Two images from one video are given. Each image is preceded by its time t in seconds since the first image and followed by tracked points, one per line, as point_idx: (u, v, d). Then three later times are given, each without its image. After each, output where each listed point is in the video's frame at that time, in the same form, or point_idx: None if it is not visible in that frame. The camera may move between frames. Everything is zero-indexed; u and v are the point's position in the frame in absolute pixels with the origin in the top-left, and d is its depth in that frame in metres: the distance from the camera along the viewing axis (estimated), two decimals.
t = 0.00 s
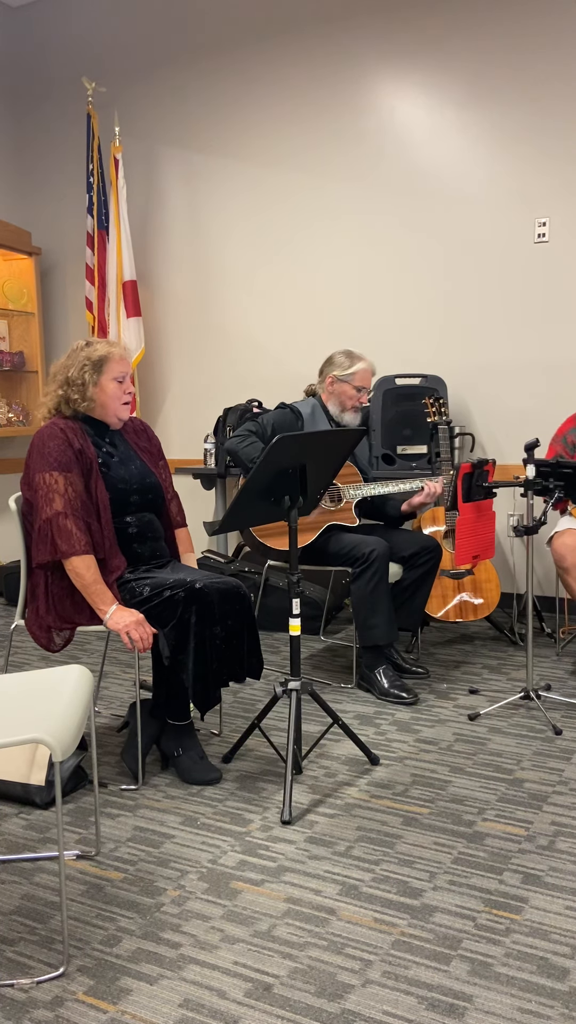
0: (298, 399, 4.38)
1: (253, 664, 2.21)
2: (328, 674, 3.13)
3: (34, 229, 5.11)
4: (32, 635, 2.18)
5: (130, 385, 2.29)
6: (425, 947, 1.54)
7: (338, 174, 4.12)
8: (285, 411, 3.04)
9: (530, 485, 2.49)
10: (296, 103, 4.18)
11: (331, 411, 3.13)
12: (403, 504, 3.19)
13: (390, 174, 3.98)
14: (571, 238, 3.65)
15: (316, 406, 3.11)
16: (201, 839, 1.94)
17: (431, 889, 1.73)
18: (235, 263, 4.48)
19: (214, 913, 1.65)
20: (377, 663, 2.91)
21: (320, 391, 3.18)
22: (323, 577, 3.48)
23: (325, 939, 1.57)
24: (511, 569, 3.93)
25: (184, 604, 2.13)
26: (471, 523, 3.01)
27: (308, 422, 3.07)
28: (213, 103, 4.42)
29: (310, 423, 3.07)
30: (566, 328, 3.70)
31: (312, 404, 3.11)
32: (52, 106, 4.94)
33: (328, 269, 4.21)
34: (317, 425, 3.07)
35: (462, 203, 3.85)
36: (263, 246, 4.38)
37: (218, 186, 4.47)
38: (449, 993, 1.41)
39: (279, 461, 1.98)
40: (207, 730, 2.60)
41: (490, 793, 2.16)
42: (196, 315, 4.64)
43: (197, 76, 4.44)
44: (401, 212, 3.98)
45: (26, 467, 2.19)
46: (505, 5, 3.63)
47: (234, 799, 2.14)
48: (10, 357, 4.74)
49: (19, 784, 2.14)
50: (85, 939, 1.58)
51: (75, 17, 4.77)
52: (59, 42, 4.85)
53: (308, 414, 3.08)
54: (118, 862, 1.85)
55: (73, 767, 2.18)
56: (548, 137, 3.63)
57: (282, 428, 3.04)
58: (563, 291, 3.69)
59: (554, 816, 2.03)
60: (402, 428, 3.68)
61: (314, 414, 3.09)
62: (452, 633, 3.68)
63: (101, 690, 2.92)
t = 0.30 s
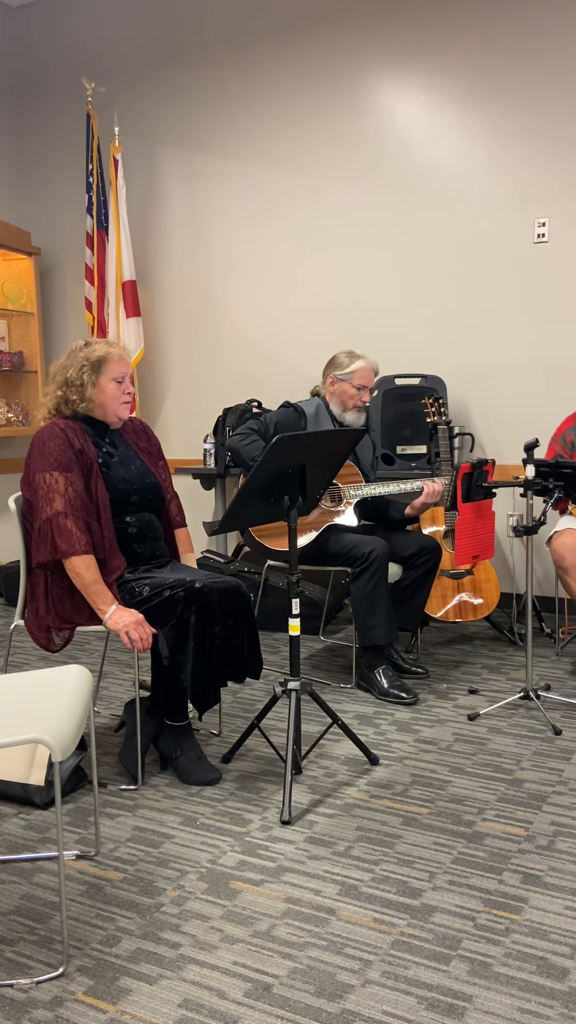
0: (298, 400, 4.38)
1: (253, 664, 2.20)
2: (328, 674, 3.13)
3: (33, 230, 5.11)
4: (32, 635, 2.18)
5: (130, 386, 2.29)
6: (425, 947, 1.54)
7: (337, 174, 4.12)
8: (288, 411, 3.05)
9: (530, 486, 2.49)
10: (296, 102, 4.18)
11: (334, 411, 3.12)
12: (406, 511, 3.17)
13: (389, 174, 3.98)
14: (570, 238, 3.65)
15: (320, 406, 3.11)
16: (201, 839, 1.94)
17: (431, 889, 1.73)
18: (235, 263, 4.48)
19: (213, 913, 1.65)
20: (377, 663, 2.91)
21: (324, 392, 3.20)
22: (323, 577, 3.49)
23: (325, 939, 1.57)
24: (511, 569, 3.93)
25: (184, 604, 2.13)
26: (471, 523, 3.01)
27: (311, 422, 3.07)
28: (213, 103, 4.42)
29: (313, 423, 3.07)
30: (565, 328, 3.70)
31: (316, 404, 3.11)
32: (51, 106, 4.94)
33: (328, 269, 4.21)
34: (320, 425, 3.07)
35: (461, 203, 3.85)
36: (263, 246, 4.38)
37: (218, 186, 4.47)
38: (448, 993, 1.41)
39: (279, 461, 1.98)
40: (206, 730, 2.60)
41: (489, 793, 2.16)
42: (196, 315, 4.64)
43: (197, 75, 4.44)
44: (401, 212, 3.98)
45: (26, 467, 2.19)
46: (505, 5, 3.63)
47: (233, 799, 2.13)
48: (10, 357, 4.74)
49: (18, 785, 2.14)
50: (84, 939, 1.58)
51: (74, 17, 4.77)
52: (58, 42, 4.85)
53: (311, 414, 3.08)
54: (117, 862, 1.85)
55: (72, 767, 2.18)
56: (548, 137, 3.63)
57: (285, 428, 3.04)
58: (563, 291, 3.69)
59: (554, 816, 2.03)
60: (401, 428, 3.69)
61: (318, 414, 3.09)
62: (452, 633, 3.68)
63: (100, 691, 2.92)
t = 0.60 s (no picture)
0: (298, 400, 4.38)
1: (252, 664, 2.20)
2: (327, 674, 3.13)
3: (33, 230, 5.11)
4: (32, 635, 2.18)
5: (129, 385, 2.29)
6: (425, 947, 1.54)
7: (337, 175, 4.12)
8: (289, 411, 3.05)
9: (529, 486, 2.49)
10: (296, 103, 4.18)
11: (335, 412, 3.12)
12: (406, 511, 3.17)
13: (389, 174, 3.98)
14: (570, 238, 3.65)
15: (321, 406, 3.11)
16: (200, 839, 1.94)
17: (431, 889, 1.73)
18: (235, 262, 4.48)
19: (213, 913, 1.65)
20: (376, 663, 2.91)
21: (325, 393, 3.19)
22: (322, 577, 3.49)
23: (324, 939, 1.57)
24: (510, 569, 3.93)
25: (183, 604, 2.13)
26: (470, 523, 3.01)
27: (312, 422, 3.07)
28: (213, 103, 4.42)
29: (313, 423, 3.07)
30: (565, 329, 3.70)
31: (317, 404, 3.12)
32: (50, 106, 4.94)
33: (328, 270, 4.21)
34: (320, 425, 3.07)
35: (461, 203, 3.85)
36: (263, 246, 4.38)
37: (218, 186, 4.47)
38: (448, 993, 1.41)
39: (278, 461, 1.98)
40: (206, 730, 2.60)
41: (489, 793, 2.16)
42: (195, 315, 4.64)
43: (196, 76, 4.44)
44: (400, 212, 3.98)
45: (26, 467, 2.18)
46: (505, 5, 3.63)
47: (233, 799, 2.13)
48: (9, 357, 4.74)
49: (18, 785, 2.14)
50: (84, 939, 1.58)
51: (74, 17, 4.77)
52: (58, 42, 4.85)
53: (311, 414, 3.08)
54: (117, 862, 1.85)
55: (72, 767, 2.18)
56: (547, 137, 3.63)
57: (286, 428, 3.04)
58: (563, 291, 3.69)
59: (554, 816, 2.03)
60: (401, 428, 3.69)
61: (318, 414, 3.09)
62: (451, 633, 3.68)
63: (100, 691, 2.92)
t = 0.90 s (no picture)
0: (298, 400, 4.38)
1: (251, 664, 2.20)
2: (326, 674, 3.13)
3: (33, 229, 5.11)
4: (31, 635, 2.18)
5: (129, 385, 2.29)
6: (424, 947, 1.54)
7: (336, 174, 4.12)
8: (287, 411, 3.05)
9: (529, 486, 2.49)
10: (295, 103, 4.18)
11: (335, 413, 3.11)
12: (406, 511, 3.17)
13: (388, 174, 3.98)
14: (569, 237, 3.65)
15: (320, 406, 3.10)
16: (199, 839, 1.94)
17: (430, 889, 1.73)
18: (235, 263, 4.48)
19: (213, 913, 1.65)
20: (376, 663, 2.91)
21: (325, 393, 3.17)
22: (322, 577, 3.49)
23: (324, 939, 1.57)
24: (510, 569, 3.93)
25: (182, 604, 2.13)
26: (470, 523, 3.01)
27: (311, 423, 3.06)
28: (213, 103, 4.42)
29: (312, 423, 3.06)
30: (565, 329, 3.70)
31: (315, 404, 3.11)
32: (50, 106, 4.94)
33: (327, 270, 4.21)
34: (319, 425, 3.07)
35: (461, 203, 3.85)
36: (262, 246, 4.38)
37: (218, 186, 4.47)
38: (447, 993, 1.41)
39: (278, 461, 1.98)
40: (206, 730, 2.60)
41: (489, 793, 2.16)
42: (194, 315, 4.64)
43: (196, 76, 4.44)
44: (400, 211, 3.98)
45: (25, 467, 2.18)
46: (504, 4, 3.64)
47: (232, 799, 2.13)
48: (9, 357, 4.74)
49: (17, 785, 2.14)
50: (83, 940, 1.58)
51: (74, 17, 4.76)
52: (58, 42, 4.85)
53: (311, 414, 3.07)
54: (116, 862, 1.85)
55: (72, 767, 2.18)
56: (548, 137, 3.63)
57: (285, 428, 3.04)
58: (562, 291, 3.69)
59: (553, 816, 2.03)
60: (401, 428, 3.69)
61: (317, 414, 3.09)
62: (451, 633, 3.68)
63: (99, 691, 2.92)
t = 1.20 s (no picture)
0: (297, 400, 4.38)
1: (251, 664, 2.20)
2: (326, 674, 3.13)
3: (32, 230, 5.10)
4: (31, 635, 2.18)
5: (125, 381, 2.29)
6: (423, 947, 1.54)
7: (335, 175, 4.12)
8: (286, 411, 3.05)
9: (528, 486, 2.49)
10: (294, 103, 4.18)
11: (334, 414, 3.11)
12: (405, 511, 3.17)
13: (386, 175, 3.98)
14: (568, 237, 3.65)
15: (319, 406, 3.10)
16: (199, 839, 1.94)
17: (429, 889, 1.73)
18: (234, 263, 4.48)
19: (212, 914, 1.65)
20: (375, 663, 2.91)
21: (325, 392, 3.18)
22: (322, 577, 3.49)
23: (323, 939, 1.57)
24: (509, 569, 3.94)
25: (181, 604, 2.13)
26: (469, 523, 3.01)
27: (310, 423, 3.06)
28: (213, 103, 4.42)
29: (311, 423, 3.07)
30: (565, 329, 3.70)
31: (315, 404, 3.11)
32: (49, 106, 4.94)
33: (326, 270, 4.21)
34: (318, 426, 3.07)
35: (460, 204, 3.85)
36: (261, 246, 4.38)
37: (217, 186, 4.46)
38: (446, 993, 1.41)
39: (277, 461, 1.98)
40: (205, 730, 2.60)
41: (488, 793, 2.16)
42: (194, 315, 4.64)
43: (195, 76, 4.44)
44: (399, 212, 3.98)
45: (25, 467, 2.18)
46: (504, 5, 3.64)
47: (231, 799, 2.14)
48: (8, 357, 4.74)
49: (16, 785, 2.14)
50: (83, 940, 1.58)
51: (73, 17, 4.76)
52: (57, 42, 4.85)
53: (310, 414, 3.07)
54: (115, 862, 1.85)
55: (71, 767, 2.19)
56: (548, 137, 3.63)
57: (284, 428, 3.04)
58: (561, 291, 3.69)
59: (552, 816, 2.03)
60: (400, 429, 3.69)
61: (316, 414, 3.09)
62: (450, 633, 3.68)
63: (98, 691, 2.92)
